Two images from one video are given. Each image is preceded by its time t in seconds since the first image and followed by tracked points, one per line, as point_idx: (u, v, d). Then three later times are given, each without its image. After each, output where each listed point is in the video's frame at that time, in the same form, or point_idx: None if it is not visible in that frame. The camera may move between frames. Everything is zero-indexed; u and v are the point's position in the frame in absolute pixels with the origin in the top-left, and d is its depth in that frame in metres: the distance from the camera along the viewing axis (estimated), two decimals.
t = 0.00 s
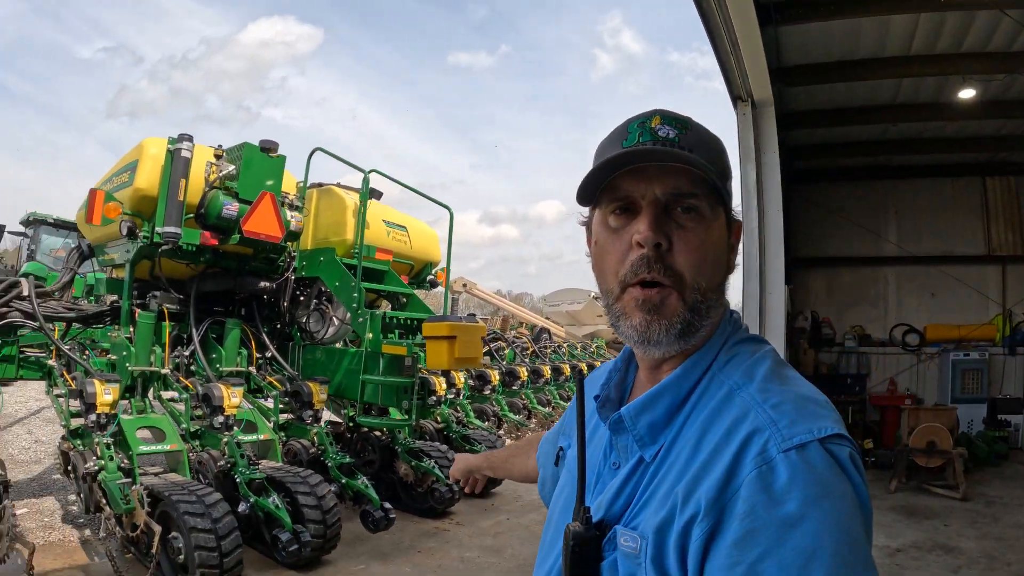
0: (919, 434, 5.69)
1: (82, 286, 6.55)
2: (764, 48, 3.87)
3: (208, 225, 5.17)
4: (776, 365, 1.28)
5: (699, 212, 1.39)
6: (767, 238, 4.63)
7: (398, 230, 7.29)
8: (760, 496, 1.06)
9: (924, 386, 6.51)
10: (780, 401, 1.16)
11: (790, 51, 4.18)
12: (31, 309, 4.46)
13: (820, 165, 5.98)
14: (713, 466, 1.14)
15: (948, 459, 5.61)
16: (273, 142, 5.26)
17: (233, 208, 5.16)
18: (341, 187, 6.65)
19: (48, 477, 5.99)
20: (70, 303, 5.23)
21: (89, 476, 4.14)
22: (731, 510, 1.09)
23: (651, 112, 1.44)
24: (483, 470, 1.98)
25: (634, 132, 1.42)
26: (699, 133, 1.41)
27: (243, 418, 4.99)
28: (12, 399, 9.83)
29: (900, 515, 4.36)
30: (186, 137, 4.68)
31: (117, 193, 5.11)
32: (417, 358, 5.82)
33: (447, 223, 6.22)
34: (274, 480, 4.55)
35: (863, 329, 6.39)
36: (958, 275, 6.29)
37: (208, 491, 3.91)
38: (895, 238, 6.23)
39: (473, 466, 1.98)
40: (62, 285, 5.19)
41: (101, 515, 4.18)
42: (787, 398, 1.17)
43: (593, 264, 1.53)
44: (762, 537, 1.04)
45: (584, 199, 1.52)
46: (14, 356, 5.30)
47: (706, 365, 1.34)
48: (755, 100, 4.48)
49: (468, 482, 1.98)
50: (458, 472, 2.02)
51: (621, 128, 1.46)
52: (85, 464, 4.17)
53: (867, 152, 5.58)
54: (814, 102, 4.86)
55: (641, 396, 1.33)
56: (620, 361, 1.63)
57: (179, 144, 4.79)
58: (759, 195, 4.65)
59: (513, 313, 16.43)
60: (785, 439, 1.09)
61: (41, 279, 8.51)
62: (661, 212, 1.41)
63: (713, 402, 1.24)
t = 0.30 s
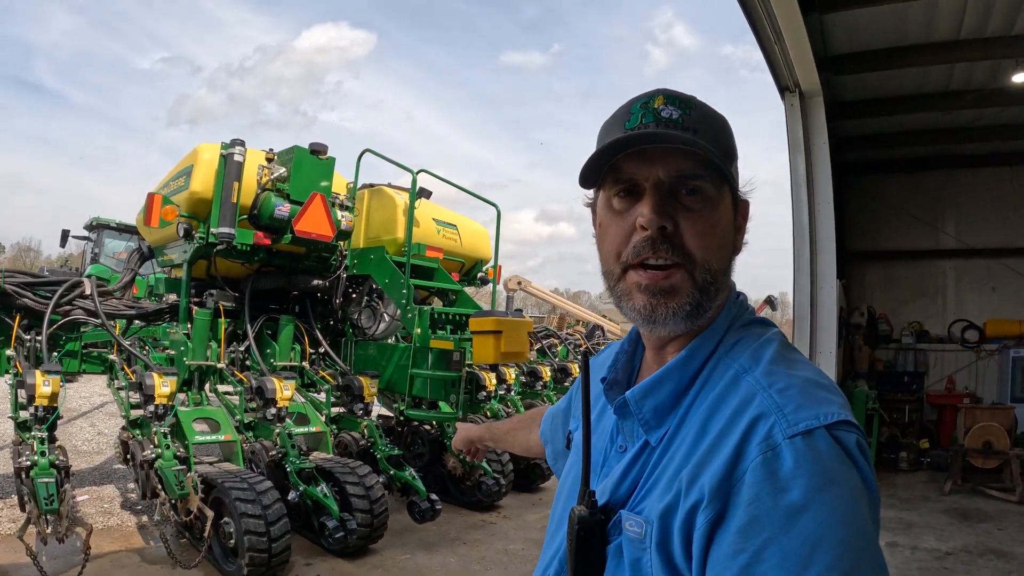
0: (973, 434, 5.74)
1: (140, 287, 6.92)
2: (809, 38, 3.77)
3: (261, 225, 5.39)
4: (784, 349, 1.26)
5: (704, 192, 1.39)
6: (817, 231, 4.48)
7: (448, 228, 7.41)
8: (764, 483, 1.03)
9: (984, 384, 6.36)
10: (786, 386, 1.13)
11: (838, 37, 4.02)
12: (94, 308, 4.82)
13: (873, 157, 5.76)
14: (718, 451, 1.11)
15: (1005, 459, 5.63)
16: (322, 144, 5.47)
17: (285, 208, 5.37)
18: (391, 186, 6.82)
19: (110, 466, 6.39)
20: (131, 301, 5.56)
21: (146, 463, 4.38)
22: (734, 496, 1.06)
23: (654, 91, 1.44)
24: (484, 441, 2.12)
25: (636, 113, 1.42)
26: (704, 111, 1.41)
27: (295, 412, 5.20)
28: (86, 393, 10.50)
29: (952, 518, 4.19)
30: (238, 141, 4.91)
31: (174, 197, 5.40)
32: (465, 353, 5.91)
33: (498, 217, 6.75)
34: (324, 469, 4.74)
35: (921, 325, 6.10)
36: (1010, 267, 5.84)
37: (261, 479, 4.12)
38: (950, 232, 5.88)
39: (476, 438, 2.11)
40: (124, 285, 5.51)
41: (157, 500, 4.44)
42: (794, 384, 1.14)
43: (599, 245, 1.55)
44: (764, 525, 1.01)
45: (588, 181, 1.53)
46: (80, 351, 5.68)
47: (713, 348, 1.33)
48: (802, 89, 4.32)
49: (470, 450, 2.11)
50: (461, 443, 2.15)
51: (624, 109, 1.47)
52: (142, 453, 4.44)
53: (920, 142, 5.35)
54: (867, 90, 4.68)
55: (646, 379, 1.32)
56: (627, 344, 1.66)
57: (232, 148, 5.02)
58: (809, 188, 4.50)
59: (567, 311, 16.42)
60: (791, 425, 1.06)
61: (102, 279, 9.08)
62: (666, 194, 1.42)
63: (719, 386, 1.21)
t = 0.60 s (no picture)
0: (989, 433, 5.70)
1: (159, 285, 7.06)
2: (821, 32, 3.73)
3: (277, 223, 5.48)
4: (789, 345, 1.25)
5: (712, 182, 1.41)
6: (832, 227, 4.45)
7: (463, 225, 7.45)
8: (771, 478, 1.00)
9: (1003, 382, 6.14)
10: (793, 381, 1.11)
11: (851, 31, 3.99)
12: (114, 304, 4.94)
13: (889, 153, 5.69)
14: (725, 446, 1.08)
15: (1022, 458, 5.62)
16: (337, 143, 5.53)
17: (301, 206, 5.45)
18: (406, 184, 6.88)
19: (129, 461, 6.53)
20: (150, 298, 5.67)
21: (164, 456, 4.50)
22: (741, 492, 1.03)
23: (664, 79, 1.45)
24: (476, 438, 2.15)
25: (645, 100, 1.44)
26: (714, 101, 1.41)
27: (311, 407, 5.27)
28: (108, 390, 10.73)
29: (968, 518, 4.15)
30: (254, 141, 4.99)
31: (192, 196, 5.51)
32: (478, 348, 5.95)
33: (511, 214, 6.85)
34: (339, 463, 4.81)
35: (938, 321, 6.07)
36: None
37: (276, 473, 4.21)
38: (969, 228, 5.80)
39: (467, 437, 2.14)
40: (143, 283, 5.62)
41: (175, 492, 4.54)
42: (801, 379, 1.12)
43: (604, 233, 1.56)
44: (772, 521, 0.99)
45: (595, 167, 1.55)
46: (100, 347, 5.81)
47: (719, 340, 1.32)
48: (816, 84, 4.28)
49: (462, 449, 2.16)
50: (452, 442, 2.18)
51: (633, 96, 1.48)
52: (160, 446, 4.55)
53: (936, 137, 5.28)
54: (882, 84, 4.63)
55: (650, 373, 1.29)
56: (628, 336, 1.68)
57: (248, 148, 5.10)
58: (823, 183, 4.47)
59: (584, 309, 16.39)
60: (800, 421, 1.04)
61: (123, 278, 9.29)
62: (673, 182, 1.43)
63: (726, 380, 1.19)
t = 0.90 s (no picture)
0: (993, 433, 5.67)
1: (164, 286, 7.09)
2: (823, 31, 3.73)
3: (279, 223, 5.50)
4: (780, 346, 1.24)
5: (700, 181, 1.40)
6: (835, 226, 4.43)
7: (466, 225, 7.47)
8: (760, 483, 1.00)
9: (1008, 381, 6.08)
10: (784, 384, 1.10)
11: (853, 29, 3.98)
12: (118, 304, 4.97)
13: (891, 151, 5.67)
14: (714, 448, 1.08)
15: None
16: (339, 144, 5.55)
17: (303, 207, 5.47)
18: (409, 183, 6.89)
19: (133, 460, 6.57)
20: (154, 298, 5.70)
21: (168, 455, 4.52)
22: (730, 495, 1.03)
23: (652, 76, 1.45)
24: (467, 434, 2.13)
25: (633, 97, 1.44)
26: (703, 98, 1.41)
27: (314, 406, 5.28)
28: (112, 390, 10.80)
29: (972, 517, 4.13)
30: (256, 142, 5.01)
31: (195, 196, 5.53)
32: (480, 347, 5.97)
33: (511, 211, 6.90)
34: (341, 461, 4.82)
35: (942, 320, 6.06)
36: None
37: (279, 471, 4.23)
38: (973, 226, 5.77)
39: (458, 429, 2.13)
40: (147, 283, 5.65)
41: (179, 491, 4.57)
42: (793, 383, 1.11)
43: (593, 232, 1.57)
44: (761, 526, 0.99)
45: (584, 165, 1.56)
46: (105, 347, 5.85)
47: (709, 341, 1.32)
48: (818, 82, 4.27)
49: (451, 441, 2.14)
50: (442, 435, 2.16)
51: (622, 94, 1.48)
52: (164, 445, 4.57)
53: (938, 135, 5.26)
54: (884, 82, 4.62)
55: (639, 374, 1.29)
56: (620, 335, 1.68)
57: (250, 148, 5.12)
58: (825, 182, 4.45)
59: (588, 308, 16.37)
60: (790, 425, 1.03)
61: (128, 278, 9.35)
62: (660, 181, 1.43)
63: (716, 382, 1.19)
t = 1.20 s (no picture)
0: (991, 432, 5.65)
1: (160, 287, 7.06)
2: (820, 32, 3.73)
3: (275, 225, 5.48)
4: (771, 352, 1.23)
5: (683, 184, 1.38)
6: (832, 226, 4.42)
7: (462, 226, 7.46)
8: (752, 493, 0.99)
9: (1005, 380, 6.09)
10: (775, 391, 1.09)
11: (850, 29, 3.98)
12: (114, 306, 4.94)
13: (888, 151, 5.68)
14: (704, 458, 1.07)
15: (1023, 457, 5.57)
16: (335, 145, 5.53)
17: (299, 208, 5.45)
18: (405, 185, 6.87)
19: (130, 462, 6.54)
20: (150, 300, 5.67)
21: (164, 457, 4.50)
22: (721, 506, 1.03)
23: (635, 77, 1.41)
24: (464, 445, 2.12)
25: (615, 100, 1.40)
26: (686, 98, 1.36)
27: (310, 408, 5.27)
28: (109, 391, 10.76)
29: (970, 517, 4.12)
30: (252, 143, 5.00)
31: (191, 198, 5.51)
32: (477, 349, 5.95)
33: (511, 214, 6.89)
34: (338, 463, 4.81)
35: (939, 320, 6.06)
36: None
37: (275, 474, 4.21)
38: (970, 226, 5.79)
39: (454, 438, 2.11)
40: (143, 285, 5.63)
41: (175, 494, 4.54)
42: (784, 389, 1.10)
43: (579, 238, 1.56)
44: (754, 537, 0.98)
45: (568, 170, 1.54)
46: (101, 349, 5.82)
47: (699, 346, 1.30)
48: (815, 83, 4.27)
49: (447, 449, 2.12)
50: (438, 441, 2.14)
51: (604, 96, 1.45)
52: (160, 447, 4.55)
53: (937, 135, 5.26)
54: (882, 83, 4.62)
55: (630, 381, 1.28)
56: (611, 340, 1.66)
57: (246, 150, 5.11)
58: (823, 182, 4.45)
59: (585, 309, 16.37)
60: (782, 434, 1.02)
61: (124, 280, 9.32)
62: (643, 185, 1.40)
63: (707, 390, 1.17)
